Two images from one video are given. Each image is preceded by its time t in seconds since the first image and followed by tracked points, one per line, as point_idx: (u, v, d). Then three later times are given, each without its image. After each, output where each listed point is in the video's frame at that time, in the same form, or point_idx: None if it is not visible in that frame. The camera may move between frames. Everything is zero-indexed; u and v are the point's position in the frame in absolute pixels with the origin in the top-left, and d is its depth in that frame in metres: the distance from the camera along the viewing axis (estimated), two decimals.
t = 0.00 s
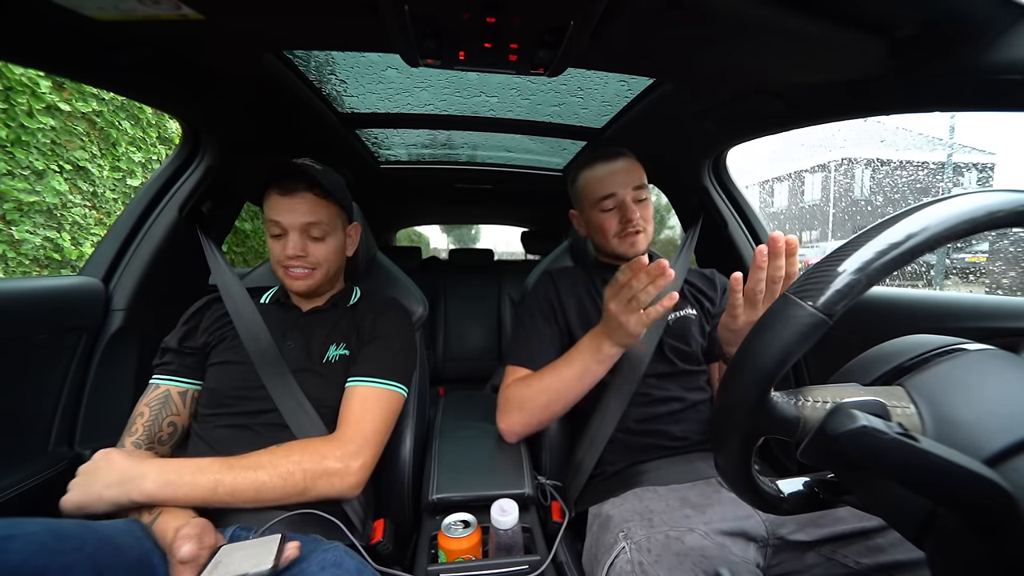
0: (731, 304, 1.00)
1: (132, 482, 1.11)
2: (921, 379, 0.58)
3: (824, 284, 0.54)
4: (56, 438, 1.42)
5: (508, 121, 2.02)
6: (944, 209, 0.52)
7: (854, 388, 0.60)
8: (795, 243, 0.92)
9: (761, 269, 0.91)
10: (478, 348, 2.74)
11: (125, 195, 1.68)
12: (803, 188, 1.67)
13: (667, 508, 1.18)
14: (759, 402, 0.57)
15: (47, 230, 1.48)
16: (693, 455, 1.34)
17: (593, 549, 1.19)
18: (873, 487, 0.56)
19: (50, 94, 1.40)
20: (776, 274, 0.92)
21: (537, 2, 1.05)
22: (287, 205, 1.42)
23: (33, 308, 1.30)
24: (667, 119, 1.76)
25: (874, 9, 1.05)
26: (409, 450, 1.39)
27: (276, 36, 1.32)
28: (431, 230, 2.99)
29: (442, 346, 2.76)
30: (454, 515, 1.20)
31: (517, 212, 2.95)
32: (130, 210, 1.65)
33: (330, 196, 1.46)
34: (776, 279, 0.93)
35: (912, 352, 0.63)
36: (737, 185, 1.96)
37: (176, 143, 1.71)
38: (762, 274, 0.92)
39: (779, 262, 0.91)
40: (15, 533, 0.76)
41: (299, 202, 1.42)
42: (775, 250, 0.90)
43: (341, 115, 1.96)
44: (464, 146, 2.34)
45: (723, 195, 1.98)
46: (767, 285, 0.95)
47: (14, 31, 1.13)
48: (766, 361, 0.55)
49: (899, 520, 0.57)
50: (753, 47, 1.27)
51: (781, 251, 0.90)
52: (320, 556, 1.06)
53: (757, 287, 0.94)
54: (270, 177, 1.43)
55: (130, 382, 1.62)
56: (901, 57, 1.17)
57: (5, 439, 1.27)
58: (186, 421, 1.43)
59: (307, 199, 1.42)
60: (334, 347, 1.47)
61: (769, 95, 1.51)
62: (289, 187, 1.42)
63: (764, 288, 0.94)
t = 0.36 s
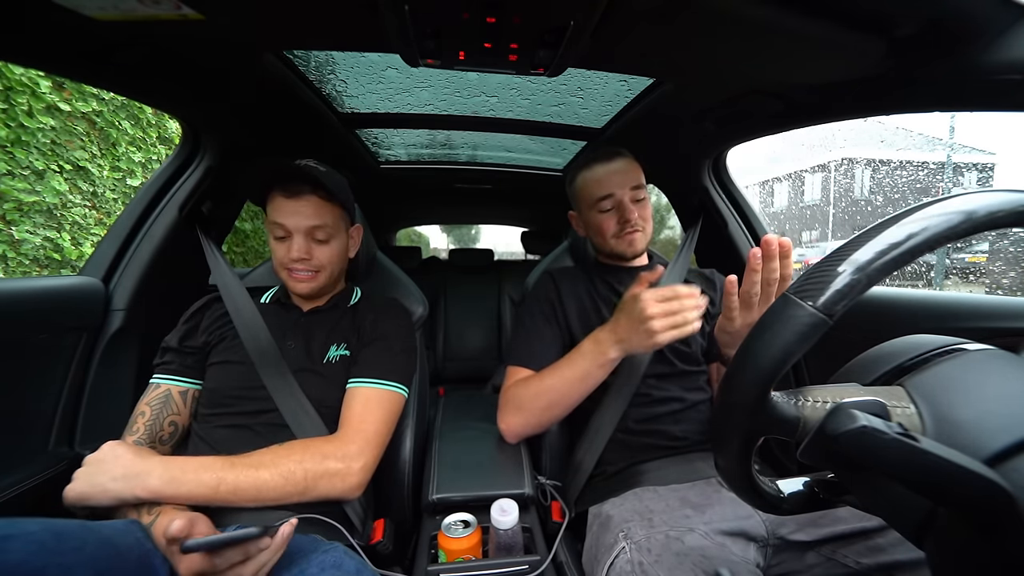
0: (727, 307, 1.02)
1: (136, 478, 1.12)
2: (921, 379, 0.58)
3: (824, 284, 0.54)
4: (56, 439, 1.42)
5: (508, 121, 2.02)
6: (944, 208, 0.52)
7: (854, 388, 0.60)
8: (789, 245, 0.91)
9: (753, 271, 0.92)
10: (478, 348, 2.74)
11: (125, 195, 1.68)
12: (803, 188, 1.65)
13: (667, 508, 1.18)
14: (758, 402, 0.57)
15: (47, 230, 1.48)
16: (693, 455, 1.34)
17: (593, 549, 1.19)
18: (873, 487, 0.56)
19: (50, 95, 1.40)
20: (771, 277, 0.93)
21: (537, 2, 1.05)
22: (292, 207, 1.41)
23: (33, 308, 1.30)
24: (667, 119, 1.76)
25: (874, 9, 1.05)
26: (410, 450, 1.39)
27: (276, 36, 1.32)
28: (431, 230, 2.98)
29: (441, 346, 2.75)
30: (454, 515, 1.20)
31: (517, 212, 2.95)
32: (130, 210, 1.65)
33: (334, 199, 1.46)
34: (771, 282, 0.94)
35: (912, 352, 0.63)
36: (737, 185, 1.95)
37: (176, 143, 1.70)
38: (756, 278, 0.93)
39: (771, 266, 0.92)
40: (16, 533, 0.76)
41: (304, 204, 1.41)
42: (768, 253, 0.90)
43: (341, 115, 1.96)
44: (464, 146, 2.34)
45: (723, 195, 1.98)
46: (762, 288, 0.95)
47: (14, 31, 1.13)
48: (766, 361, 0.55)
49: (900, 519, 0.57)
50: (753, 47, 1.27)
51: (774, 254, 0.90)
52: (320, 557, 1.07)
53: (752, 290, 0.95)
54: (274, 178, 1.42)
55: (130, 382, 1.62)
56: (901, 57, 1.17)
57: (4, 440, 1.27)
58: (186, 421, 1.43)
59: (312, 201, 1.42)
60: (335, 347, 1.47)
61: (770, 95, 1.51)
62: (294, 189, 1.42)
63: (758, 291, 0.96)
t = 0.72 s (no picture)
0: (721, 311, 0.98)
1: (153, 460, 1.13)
2: (921, 379, 0.58)
3: (824, 284, 0.54)
4: (56, 439, 1.42)
5: (508, 121, 2.02)
6: (944, 209, 0.52)
7: (854, 388, 0.60)
8: (779, 247, 0.92)
9: (746, 273, 0.90)
10: (478, 348, 2.74)
11: (125, 195, 1.68)
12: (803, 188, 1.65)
13: (667, 508, 1.18)
14: (758, 402, 0.57)
15: (47, 230, 1.48)
16: (693, 455, 1.35)
17: (593, 549, 1.19)
18: (873, 488, 0.56)
19: (50, 94, 1.40)
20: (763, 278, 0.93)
21: (538, 2, 1.05)
22: (261, 207, 1.39)
23: (32, 308, 1.30)
24: (667, 119, 1.76)
25: (874, 9, 1.05)
26: (410, 448, 1.40)
27: (275, 36, 1.32)
28: (431, 230, 2.98)
29: (441, 346, 2.75)
30: (454, 515, 1.20)
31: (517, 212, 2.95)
32: (131, 210, 1.65)
33: (306, 199, 1.40)
34: (763, 284, 0.93)
35: (912, 352, 0.63)
36: (737, 185, 1.95)
37: (176, 143, 1.70)
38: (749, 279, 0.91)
39: (767, 263, 0.92)
40: (16, 533, 0.76)
41: (270, 204, 1.39)
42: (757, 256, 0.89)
43: (341, 115, 1.96)
44: (464, 146, 2.34)
45: (723, 195, 1.98)
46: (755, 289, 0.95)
47: (14, 31, 1.12)
48: (767, 361, 0.55)
49: (900, 520, 0.57)
50: (752, 47, 1.27)
51: (767, 255, 0.91)
52: (320, 557, 1.06)
53: (746, 293, 0.94)
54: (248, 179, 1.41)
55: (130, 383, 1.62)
56: (900, 57, 1.17)
57: (4, 440, 1.27)
58: (186, 421, 1.43)
59: (282, 201, 1.38)
60: (335, 346, 1.47)
61: (770, 95, 1.51)
62: (262, 188, 1.39)
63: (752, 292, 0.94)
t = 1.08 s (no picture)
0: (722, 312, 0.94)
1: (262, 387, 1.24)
2: (921, 380, 0.58)
3: (824, 284, 0.54)
4: (56, 439, 1.42)
5: (508, 121, 2.02)
6: (944, 209, 0.52)
7: (854, 388, 0.60)
8: (779, 247, 0.90)
9: (747, 273, 0.89)
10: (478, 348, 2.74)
11: (125, 196, 1.67)
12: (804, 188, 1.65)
13: (667, 508, 1.18)
14: (758, 402, 0.57)
15: (47, 230, 1.47)
16: (693, 455, 1.35)
17: (593, 549, 1.19)
18: (873, 489, 0.56)
19: (50, 95, 1.38)
20: (767, 277, 0.91)
21: (537, 2, 1.05)
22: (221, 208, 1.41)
23: (32, 309, 1.30)
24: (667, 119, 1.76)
25: (873, 9, 1.05)
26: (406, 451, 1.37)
27: (275, 36, 1.32)
28: (431, 229, 2.95)
29: (441, 346, 2.75)
30: (454, 515, 1.20)
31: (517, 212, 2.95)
32: (131, 209, 1.65)
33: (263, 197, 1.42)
34: (765, 283, 0.92)
35: (911, 353, 0.63)
36: (737, 184, 1.95)
37: (176, 144, 1.70)
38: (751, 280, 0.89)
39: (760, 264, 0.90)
40: (16, 533, 0.77)
41: (227, 203, 1.40)
42: (761, 256, 0.89)
43: (341, 115, 1.96)
44: (464, 146, 2.34)
45: (723, 195, 1.97)
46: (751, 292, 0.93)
47: (15, 31, 1.12)
48: (767, 361, 0.55)
49: (899, 521, 0.57)
50: (751, 47, 1.27)
51: (766, 255, 0.89)
52: (320, 557, 1.06)
53: (747, 293, 0.92)
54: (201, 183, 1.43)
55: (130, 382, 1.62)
56: (900, 57, 1.17)
57: (4, 440, 1.27)
58: (181, 423, 1.42)
59: (238, 199, 1.40)
60: (332, 338, 1.47)
61: (770, 95, 1.51)
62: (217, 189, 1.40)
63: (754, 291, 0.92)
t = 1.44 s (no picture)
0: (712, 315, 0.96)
1: (386, 362, 1.01)
2: (921, 380, 0.58)
3: (824, 284, 0.54)
4: (56, 439, 1.42)
5: (508, 121, 2.02)
6: (944, 209, 0.52)
7: (854, 388, 0.60)
8: (767, 250, 0.87)
9: (734, 277, 0.89)
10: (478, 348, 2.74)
11: (125, 196, 1.67)
12: (804, 188, 1.67)
13: (667, 508, 1.18)
14: (758, 402, 0.57)
15: (47, 230, 1.47)
16: (693, 455, 1.35)
17: (593, 549, 1.18)
18: (874, 489, 0.56)
19: (50, 95, 1.38)
20: (756, 281, 0.90)
21: (537, 2, 1.05)
22: (262, 213, 1.38)
23: (31, 309, 1.30)
24: (667, 119, 1.76)
25: (874, 9, 1.05)
26: (405, 451, 1.36)
27: (276, 36, 1.32)
28: (431, 230, 2.98)
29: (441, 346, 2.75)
30: (454, 515, 1.20)
31: (517, 212, 2.95)
32: (131, 210, 1.65)
33: (305, 200, 1.42)
34: (755, 286, 0.91)
35: (911, 353, 0.63)
36: (737, 185, 1.95)
37: (176, 144, 1.70)
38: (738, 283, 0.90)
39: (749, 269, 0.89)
40: (16, 534, 0.77)
41: (277, 208, 1.38)
42: (749, 260, 0.87)
43: (341, 115, 1.96)
44: (464, 146, 2.34)
45: (723, 195, 1.97)
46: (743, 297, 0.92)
47: (14, 31, 1.12)
48: (766, 361, 0.55)
49: (899, 520, 0.57)
50: (751, 47, 1.27)
51: (755, 259, 0.87)
52: (319, 557, 1.06)
53: (736, 296, 0.92)
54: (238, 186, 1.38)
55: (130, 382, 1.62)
56: (899, 57, 1.17)
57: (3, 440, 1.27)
58: (180, 423, 1.42)
59: (284, 204, 1.39)
60: (338, 338, 1.47)
61: (770, 95, 1.51)
62: (260, 195, 1.38)
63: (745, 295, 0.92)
